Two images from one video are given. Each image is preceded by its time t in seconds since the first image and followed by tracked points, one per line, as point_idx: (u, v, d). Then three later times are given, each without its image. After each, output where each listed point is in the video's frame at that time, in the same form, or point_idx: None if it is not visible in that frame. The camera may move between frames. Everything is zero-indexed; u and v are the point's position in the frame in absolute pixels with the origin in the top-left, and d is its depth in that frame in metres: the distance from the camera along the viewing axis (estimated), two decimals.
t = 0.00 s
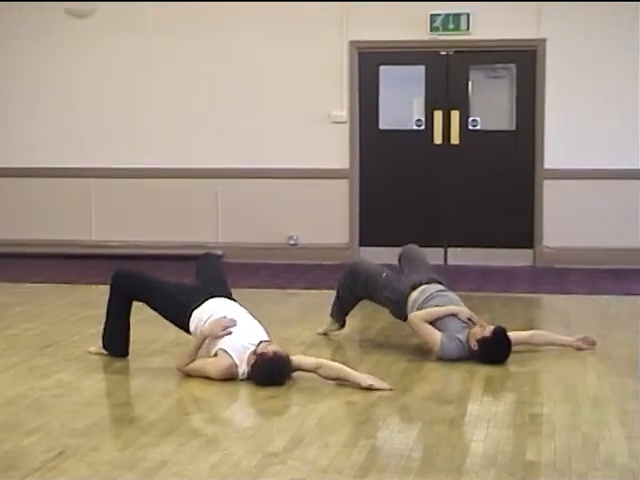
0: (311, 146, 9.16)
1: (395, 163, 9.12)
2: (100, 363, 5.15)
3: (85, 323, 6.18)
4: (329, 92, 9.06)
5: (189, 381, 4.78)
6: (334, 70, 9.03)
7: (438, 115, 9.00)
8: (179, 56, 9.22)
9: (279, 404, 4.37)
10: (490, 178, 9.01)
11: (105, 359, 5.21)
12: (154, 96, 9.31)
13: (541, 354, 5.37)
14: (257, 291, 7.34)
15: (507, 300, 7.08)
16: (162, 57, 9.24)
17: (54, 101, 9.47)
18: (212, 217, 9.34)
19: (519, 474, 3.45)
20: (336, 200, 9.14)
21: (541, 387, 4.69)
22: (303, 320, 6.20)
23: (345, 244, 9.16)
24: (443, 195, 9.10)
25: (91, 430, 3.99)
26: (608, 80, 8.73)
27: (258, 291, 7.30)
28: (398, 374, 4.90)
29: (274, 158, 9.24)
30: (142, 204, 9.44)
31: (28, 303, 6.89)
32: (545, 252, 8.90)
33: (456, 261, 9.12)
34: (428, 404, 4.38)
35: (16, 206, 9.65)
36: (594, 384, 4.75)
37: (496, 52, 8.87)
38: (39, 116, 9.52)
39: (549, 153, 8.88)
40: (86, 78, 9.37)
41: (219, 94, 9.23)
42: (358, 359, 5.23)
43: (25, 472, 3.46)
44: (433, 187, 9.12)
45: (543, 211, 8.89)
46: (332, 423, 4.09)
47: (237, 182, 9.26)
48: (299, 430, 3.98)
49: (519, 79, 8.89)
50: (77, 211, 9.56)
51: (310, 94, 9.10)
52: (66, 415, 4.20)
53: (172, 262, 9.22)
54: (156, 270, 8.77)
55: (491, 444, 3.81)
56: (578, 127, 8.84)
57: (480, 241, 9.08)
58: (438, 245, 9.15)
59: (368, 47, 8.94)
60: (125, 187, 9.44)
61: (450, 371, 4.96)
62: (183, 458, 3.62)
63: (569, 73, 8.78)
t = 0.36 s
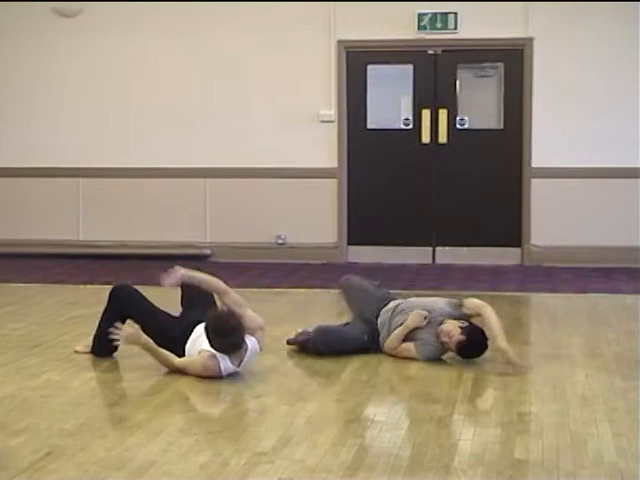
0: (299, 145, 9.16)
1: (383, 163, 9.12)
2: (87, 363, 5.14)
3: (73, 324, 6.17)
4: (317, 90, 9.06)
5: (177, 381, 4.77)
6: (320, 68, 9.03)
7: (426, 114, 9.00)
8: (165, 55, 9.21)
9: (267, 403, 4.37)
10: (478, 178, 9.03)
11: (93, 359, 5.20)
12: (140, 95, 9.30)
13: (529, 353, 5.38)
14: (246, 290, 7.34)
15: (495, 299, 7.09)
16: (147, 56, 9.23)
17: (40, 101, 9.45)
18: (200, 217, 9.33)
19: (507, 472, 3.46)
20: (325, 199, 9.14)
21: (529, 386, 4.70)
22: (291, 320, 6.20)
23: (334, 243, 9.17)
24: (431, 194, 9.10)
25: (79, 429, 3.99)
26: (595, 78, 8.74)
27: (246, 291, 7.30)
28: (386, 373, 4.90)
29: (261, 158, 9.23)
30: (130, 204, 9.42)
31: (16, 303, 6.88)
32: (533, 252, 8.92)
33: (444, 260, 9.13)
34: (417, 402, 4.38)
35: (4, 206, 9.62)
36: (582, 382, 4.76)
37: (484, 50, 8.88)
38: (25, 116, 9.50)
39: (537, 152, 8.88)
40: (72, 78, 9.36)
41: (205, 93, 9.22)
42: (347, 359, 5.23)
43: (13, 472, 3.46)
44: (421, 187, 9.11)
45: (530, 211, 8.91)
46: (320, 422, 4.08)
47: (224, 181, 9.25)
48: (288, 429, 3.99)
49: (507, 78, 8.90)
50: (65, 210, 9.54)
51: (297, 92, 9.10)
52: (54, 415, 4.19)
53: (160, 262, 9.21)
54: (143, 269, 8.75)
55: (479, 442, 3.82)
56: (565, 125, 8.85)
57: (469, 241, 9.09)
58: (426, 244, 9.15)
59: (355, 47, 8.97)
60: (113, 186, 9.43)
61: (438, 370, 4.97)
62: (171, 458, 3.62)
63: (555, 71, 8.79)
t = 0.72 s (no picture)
0: (321, 143, 9.16)
1: (405, 161, 9.10)
2: (110, 361, 5.15)
3: (95, 321, 6.19)
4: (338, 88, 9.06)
5: (199, 379, 4.78)
6: (343, 68, 9.04)
7: (448, 112, 8.99)
8: (188, 55, 9.24)
9: (290, 402, 4.37)
10: (500, 176, 9.00)
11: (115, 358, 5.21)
12: (163, 96, 9.33)
13: (552, 352, 5.36)
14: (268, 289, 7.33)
15: (517, 298, 7.07)
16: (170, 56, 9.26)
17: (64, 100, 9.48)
18: (221, 215, 9.34)
19: (530, 471, 3.45)
20: (346, 197, 9.13)
21: (552, 385, 4.68)
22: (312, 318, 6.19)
23: (356, 241, 9.16)
24: (453, 193, 9.09)
25: (102, 428, 3.99)
26: (616, 75, 8.72)
27: (268, 290, 7.29)
28: (409, 371, 4.90)
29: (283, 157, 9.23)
30: (152, 202, 9.43)
31: (38, 302, 6.89)
32: (556, 249, 8.88)
33: (466, 258, 9.09)
34: (439, 401, 4.37)
35: (26, 204, 9.65)
36: (605, 382, 4.74)
37: (506, 48, 8.87)
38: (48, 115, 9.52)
39: (559, 151, 8.87)
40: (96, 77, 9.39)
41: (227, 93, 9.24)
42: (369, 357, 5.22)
43: (36, 470, 3.46)
44: (443, 185, 9.10)
45: (553, 209, 8.88)
46: (342, 420, 4.08)
47: (246, 181, 9.26)
48: (310, 428, 3.98)
49: (529, 75, 8.89)
50: (87, 209, 9.56)
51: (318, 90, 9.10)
52: (77, 413, 4.20)
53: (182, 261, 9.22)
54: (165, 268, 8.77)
55: (503, 442, 3.81)
56: (587, 123, 8.82)
57: (491, 239, 9.06)
58: (448, 242, 9.12)
59: (377, 44, 8.97)
60: (135, 184, 9.44)
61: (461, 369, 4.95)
62: (194, 456, 3.62)
63: (577, 70, 8.78)
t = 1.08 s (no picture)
0: (339, 148, 9.15)
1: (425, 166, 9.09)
2: (129, 365, 5.15)
3: (114, 325, 6.19)
4: (356, 94, 9.06)
5: (217, 383, 4.78)
6: (361, 73, 9.03)
7: (469, 118, 8.98)
8: (205, 59, 9.24)
9: (309, 407, 4.36)
10: (521, 182, 8.98)
11: (134, 362, 5.21)
12: (180, 99, 9.34)
13: (573, 359, 5.34)
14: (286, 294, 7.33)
15: (537, 304, 7.04)
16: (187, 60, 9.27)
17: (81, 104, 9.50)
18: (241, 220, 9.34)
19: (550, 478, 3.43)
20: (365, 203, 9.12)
21: (572, 392, 4.66)
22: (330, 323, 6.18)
23: (375, 247, 9.15)
24: (473, 199, 9.06)
25: (121, 431, 3.99)
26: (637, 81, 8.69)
27: (286, 295, 7.29)
28: (427, 377, 4.88)
29: (300, 162, 9.24)
30: (171, 206, 9.44)
31: (56, 305, 6.90)
32: (576, 256, 8.86)
33: (487, 264, 9.06)
34: (459, 408, 4.35)
35: (45, 208, 9.66)
36: (625, 389, 4.72)
37: (527, 55, 8.86)
38: (66, 118, 9.55)
39: (580, 157, 8.86)
40: (113, 80, 9.41)
41: (244, 97, 9.24)
42: (388, 362, 5.20)
43: (55, 473, 3.46)
44: (462, 191, 9.08)
45: (573, 215, 8.86)
46: (362, 426, 4.07)
47: (263, 185, 9.26)
48: (329, 433, 3.97)
49: (550, 81, 8.88)
50: (106, 213, 9.57)
51: (336, 96, 9.10)
52: (97, 416, 4.20)
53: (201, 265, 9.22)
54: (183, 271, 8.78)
55: (522, 448, 3.79)
56: (607, 129, 8.80)
57: (511, 245, 9.02)
58: (468, 248, 9.09)
59: (397, 50, 8.96)
60: (154, 188, 9.45)
61: (480, 375, 4.94)
62: (213, 461, 3.62)
63: (596, 75, 8.75)
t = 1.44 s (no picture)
0: (336, 156, 9.17)
1: (421, 174, 9.10)
2: (124, 370, 5.15)
3: (108, 330, 6.19)
4: (353, 101, 9.08)
5: (212, 390, 4.77)
6: (358, 81, 9.04)
7: (465, 126, 8.99)
8: (201, 66, 9.26)
9: (304, 413, 4.36)
10: (517, 190, 8.99)
11: (129, 367, 5.21)
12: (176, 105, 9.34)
13: (568, 368, 5.35)
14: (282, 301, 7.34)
15: (532, 313, 7.05)
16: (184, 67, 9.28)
17: (77, 109, 9.50)
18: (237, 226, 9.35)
19: None
20: (361, 210, 9.13)
21: (567, 401, 4.67)
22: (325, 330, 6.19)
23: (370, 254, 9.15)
24: (469, 207, 9.08)
25: (116, 436, 3.99)
26: (633, 92, 8.72)
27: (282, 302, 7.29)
28: (422, 385, 4.89)
29: (296, 169, 9.25)
30: (167, 212, 9.45)
31: (51, 309, 6.90)
32: (571, 265, 8.89)
33: (481, 272, 9.08)
34: (453, 416, 4.36)
35: (42, 212, 9.66)
36: (620, 398, 4.72)
37: (524, 64, 8.87)
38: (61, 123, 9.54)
39: (574, 166, 8.87)
40: (110, 85, 9.41)
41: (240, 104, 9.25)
42: (383, 370, 5.21)
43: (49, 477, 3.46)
44: (458, 199, 9.09)
45: (569, 224, 8.89)
46: (357, 433, 4.08)
47: (259, 191, 9.27)
48: (324, 440, 3.98)
49: (547, 91, 8.89)
50: (102, 218, 9.57)
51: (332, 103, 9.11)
52: (92, 421, 4.20)
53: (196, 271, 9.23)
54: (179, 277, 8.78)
55: (516, 457, 3.79)
56: (603, 140, 8.82)
57: (506, 253, 9.05)
58: (463, 256, 9.12)
59: (395, 58, 8.97)
60: (151, 194, 9.46)
61: (475, 383, 4.95)
62: (208, 466, 3.62)
63: (592, 84, 8.77)
